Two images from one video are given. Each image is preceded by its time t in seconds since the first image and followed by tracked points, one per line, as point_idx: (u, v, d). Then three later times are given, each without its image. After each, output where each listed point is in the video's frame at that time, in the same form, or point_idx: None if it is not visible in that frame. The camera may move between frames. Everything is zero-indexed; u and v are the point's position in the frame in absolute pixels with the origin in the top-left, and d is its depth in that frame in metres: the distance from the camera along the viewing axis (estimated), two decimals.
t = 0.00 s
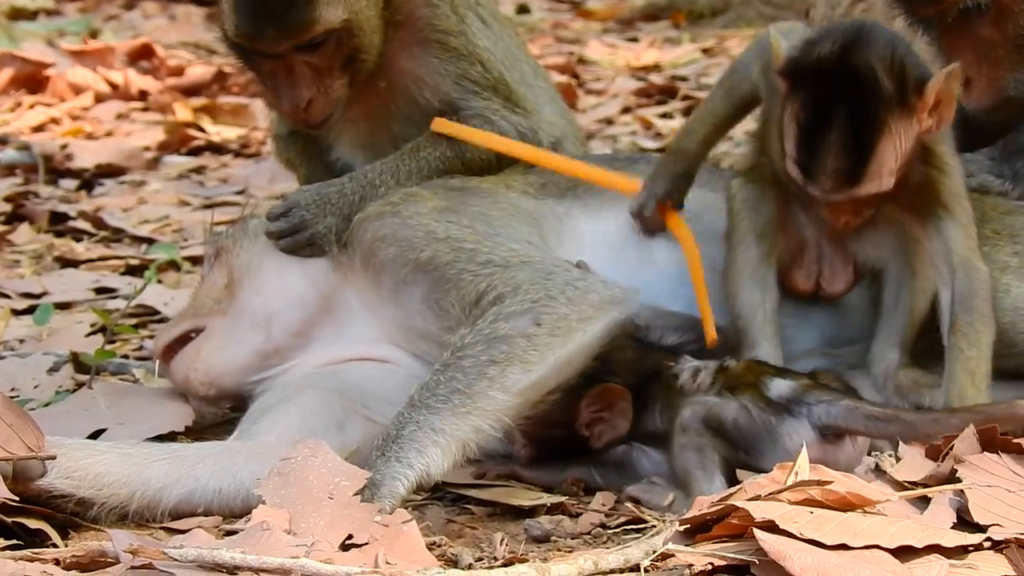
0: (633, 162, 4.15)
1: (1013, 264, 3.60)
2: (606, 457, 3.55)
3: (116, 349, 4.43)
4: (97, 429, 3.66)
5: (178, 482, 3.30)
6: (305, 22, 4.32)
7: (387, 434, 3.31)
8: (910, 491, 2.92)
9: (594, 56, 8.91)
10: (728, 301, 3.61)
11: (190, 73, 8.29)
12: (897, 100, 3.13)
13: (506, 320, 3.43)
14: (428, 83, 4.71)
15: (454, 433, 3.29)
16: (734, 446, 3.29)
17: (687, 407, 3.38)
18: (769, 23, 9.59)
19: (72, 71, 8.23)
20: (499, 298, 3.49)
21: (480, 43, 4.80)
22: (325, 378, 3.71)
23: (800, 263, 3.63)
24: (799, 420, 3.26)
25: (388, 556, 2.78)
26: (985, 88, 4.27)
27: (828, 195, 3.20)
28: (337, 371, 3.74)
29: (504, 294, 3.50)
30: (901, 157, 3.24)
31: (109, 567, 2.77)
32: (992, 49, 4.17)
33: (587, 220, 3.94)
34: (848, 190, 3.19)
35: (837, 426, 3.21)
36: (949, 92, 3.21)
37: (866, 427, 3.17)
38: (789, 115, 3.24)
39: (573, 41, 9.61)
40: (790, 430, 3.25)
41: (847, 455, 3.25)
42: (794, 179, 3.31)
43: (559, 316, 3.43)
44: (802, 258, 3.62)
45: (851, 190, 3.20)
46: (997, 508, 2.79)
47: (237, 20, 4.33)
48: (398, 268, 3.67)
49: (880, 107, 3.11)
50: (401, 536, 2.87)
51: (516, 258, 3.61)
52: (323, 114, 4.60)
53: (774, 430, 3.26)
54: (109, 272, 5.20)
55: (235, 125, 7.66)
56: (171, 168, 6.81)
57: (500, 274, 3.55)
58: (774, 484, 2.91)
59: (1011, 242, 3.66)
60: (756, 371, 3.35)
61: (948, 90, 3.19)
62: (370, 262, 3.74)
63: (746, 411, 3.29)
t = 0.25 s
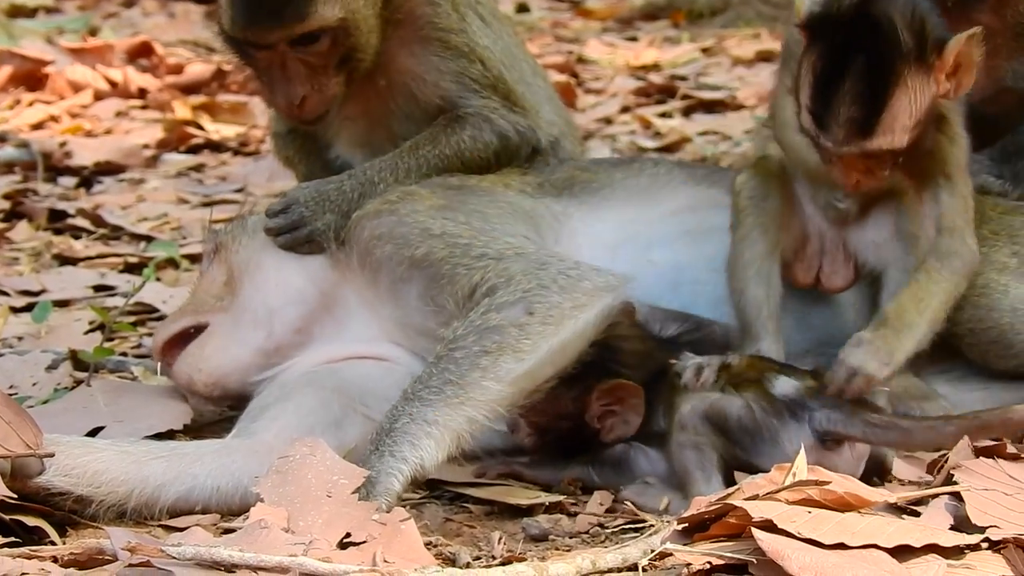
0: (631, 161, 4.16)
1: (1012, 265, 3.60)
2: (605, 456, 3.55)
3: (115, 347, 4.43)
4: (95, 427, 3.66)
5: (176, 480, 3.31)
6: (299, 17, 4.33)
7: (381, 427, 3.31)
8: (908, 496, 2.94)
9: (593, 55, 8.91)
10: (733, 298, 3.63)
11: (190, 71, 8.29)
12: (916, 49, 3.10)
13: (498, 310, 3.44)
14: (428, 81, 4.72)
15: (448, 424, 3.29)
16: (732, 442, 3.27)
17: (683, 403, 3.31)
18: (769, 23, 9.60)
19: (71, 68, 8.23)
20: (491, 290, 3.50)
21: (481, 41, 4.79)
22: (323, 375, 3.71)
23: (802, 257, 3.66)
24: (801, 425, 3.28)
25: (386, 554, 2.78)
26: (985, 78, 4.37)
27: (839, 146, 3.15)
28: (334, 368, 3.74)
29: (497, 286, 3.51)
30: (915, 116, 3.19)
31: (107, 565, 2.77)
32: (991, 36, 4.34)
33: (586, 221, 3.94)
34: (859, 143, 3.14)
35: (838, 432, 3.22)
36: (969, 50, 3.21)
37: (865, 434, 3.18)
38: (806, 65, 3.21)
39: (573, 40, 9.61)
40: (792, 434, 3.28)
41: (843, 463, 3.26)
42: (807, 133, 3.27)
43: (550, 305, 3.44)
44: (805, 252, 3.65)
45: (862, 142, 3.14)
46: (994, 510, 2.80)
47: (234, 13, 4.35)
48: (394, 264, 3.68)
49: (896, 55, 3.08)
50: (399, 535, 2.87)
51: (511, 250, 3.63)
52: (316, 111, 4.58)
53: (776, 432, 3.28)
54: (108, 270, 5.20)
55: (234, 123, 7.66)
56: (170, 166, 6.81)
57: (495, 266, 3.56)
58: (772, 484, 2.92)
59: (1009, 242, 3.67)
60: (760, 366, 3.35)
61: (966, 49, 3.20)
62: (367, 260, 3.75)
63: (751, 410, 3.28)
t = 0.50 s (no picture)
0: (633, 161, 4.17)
1: (1010, 265, 3.61)
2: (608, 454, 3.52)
3: (115, 345, 4.43)
4: (95, 425, 3.66)
5: (175, 478, 3.31)
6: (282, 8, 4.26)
7: (390, 401, 3.32)
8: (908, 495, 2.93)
9: (594, 54, 8.90)
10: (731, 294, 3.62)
11: (191, 68, 8.28)
12: (859, 34, 3.25)
13: (509, 299, 3.47)
14: (429, 82, 4.70)
15: (457, 401, 3.30)
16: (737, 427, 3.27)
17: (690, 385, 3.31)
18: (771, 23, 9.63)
19: (72, 66, 8.23)
20: (500, 282, 3.52)
21: (483, 42, 4.78)
22: (322, 375, 3.71)
23: (803, 256, 3.68)
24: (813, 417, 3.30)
25: (385, 553, 2.79)
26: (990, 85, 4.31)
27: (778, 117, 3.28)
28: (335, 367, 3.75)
29: (506, 277, 3.53)
30: (861, 100, 3.28)
31: (107, 563, 2.77)
32: (997, 44, 4.26)
33: (589, 223, 3.94)
34: (796, 115, 3.24)
35: (853, 433, 3.20)
36: (927, 47, 3.32)
37: (884, 437, 3.19)
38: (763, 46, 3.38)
39: (573, 38, 9.60)
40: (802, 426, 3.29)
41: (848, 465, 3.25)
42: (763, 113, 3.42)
43: (561, 296, 3.48)
44: (807, 251, 3.67)
45: (804, 118, 3.25)
46: (994, 511, 2.80)
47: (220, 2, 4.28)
48: (398, 261, 3.68)
49: (839, 35, 3.23)
50: (398, 534, 2.87)
51: (516, 247, 3.64)
52: (298, 106, 4.51)
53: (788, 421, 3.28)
54: (108, 268, 5.20)
55: (235, 121, 7.65)
56: (171, 164, 6.81)
57: (500, 262, 3.57)
58: (772, 485, 2.92)
59: (1008, 242, 3.67)
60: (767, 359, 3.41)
61: (925, 45, 3.32)
62: (370, 258, 3.75)
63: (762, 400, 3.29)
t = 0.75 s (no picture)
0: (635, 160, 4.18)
1: (1007, 265, 3.61)
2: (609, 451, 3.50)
3: (114, 343, 4.43)
4: (94, 422, 3.66)
5: (174, 476, 3.31)
6: None
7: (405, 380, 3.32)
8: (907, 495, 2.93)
9: (594, 53, 8.90)
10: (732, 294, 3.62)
11: (191, 67, 8.28)
12: (818, 31, 3.25)
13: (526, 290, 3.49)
14: (431, 81, 4.70)
15: (469, 381, 3.30)
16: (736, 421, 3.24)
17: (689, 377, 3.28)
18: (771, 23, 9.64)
19: (72, 64, 8.22)
20: (511, 275, 3.54)
21: (485, 41, 4.76)
22: (323, 373, 3.71)
23: (810, 264, 3.67)
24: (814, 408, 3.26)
25: (384, 552, 2.79)
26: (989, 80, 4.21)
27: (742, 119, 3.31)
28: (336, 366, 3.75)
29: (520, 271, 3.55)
30: (827, 97, 3.28)
31: (106, 561, 2.78)
32: (995, 41, 4.14)
33: (591, 219, 3.95)
34: (759, 115, 3.27)
35: (853, 425, 3.20)
36: (891, 38, 3.30)
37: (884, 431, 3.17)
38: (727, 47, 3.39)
39: (574, 38, 9.60)
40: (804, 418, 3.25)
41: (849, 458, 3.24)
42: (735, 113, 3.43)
43: (573, 290, 3.50)
44: (813, 258, 3.66)
45: (771, 118, 3.27)
46: (994, 511, 2.80)
47: None
48: (401, 259, 3.69)
49: (799, 32, 3.23)
50: (397, 532, 2.87)
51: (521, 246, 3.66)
52: (268, 96, 4.43)
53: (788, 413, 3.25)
54: (107, 266, 5.20)
55: (235, 119, 7.65)
56: (171, 162, 6.81)
57: (507, 256, 3.60)
58: (771, 484, 2.91)
59: (1004, 241, 3.67)
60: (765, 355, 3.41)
61: (889, 36, 3.29)
62: (372, 256, 3.76)
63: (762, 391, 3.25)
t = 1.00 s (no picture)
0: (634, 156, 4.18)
1: (1006, 262, 3.59)
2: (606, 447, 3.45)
3: (112, 340, 4.43)
4: (92, 420, 3.66)
5: (173, 473, 3.30)
6: None
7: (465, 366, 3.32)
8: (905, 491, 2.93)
9: (592, 50, 8.91)
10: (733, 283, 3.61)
11: (189, 64, 8.28)
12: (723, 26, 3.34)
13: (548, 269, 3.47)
14: (429, 78, 4.68)
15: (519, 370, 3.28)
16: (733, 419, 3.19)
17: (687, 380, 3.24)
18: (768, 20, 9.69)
19: (70, 61, 8.22)
20: (549, 248, 3.52)
21: (483, 38, 4.74)
22: (322, 370, 3.70)
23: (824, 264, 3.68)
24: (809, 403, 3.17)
25: (382, 548, 2.79)
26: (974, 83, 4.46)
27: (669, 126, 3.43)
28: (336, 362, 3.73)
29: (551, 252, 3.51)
30: (742, 93, 3.38)
31: (104, 557, 2.78)
32: (983, 43, 4.36)
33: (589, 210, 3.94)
34: (682, 118, 3.38)
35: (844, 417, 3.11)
36: (794, 23, 3.33)
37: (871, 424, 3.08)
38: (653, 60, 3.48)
39: (571, 34, 9.61)
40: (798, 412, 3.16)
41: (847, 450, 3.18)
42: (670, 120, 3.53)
43: (614, 257, 3.54)
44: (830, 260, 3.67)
45: (696, 123, 3.38)
46: (991, 507, 2.80)
47: None
48: (417, 249, 3.66)
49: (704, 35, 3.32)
50: (396, 529, 2.87)
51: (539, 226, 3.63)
52: (232, 76, 4.50)
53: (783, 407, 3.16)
54: (105, 263, 5.19)
55: (233, 116, 7.65)
56: (169, 159, 6.80)
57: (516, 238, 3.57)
58: (769, 480, 2.91)
59: (1003, 237, 3.65)
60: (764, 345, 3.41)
61: (791, 21, 3.33)
62: (383, 247, 3.72)
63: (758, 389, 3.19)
